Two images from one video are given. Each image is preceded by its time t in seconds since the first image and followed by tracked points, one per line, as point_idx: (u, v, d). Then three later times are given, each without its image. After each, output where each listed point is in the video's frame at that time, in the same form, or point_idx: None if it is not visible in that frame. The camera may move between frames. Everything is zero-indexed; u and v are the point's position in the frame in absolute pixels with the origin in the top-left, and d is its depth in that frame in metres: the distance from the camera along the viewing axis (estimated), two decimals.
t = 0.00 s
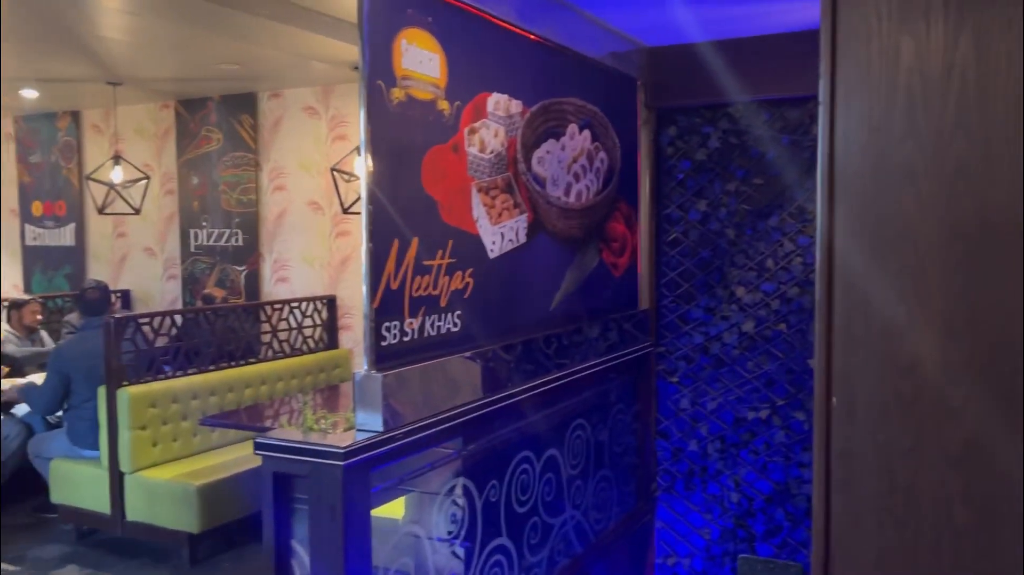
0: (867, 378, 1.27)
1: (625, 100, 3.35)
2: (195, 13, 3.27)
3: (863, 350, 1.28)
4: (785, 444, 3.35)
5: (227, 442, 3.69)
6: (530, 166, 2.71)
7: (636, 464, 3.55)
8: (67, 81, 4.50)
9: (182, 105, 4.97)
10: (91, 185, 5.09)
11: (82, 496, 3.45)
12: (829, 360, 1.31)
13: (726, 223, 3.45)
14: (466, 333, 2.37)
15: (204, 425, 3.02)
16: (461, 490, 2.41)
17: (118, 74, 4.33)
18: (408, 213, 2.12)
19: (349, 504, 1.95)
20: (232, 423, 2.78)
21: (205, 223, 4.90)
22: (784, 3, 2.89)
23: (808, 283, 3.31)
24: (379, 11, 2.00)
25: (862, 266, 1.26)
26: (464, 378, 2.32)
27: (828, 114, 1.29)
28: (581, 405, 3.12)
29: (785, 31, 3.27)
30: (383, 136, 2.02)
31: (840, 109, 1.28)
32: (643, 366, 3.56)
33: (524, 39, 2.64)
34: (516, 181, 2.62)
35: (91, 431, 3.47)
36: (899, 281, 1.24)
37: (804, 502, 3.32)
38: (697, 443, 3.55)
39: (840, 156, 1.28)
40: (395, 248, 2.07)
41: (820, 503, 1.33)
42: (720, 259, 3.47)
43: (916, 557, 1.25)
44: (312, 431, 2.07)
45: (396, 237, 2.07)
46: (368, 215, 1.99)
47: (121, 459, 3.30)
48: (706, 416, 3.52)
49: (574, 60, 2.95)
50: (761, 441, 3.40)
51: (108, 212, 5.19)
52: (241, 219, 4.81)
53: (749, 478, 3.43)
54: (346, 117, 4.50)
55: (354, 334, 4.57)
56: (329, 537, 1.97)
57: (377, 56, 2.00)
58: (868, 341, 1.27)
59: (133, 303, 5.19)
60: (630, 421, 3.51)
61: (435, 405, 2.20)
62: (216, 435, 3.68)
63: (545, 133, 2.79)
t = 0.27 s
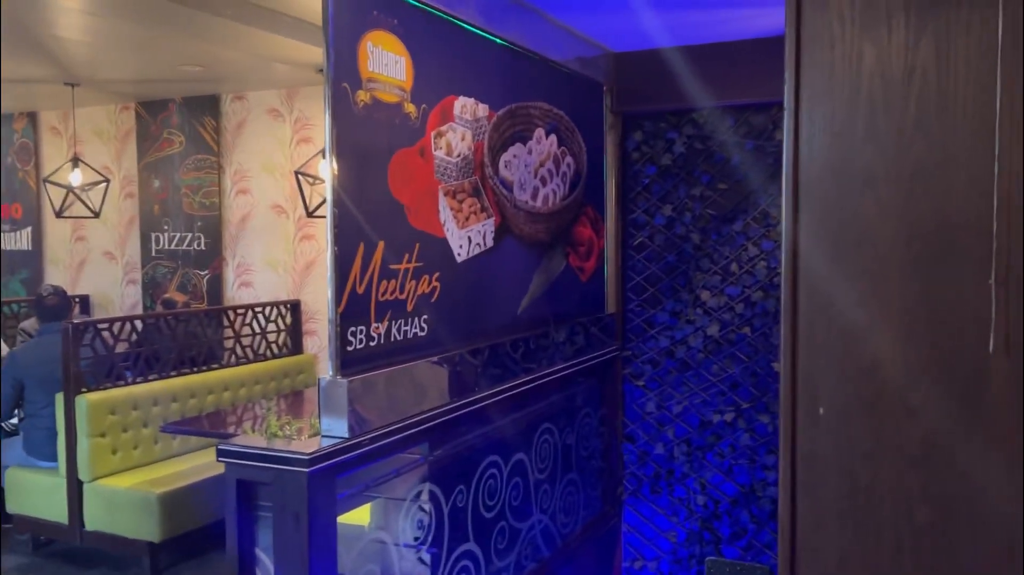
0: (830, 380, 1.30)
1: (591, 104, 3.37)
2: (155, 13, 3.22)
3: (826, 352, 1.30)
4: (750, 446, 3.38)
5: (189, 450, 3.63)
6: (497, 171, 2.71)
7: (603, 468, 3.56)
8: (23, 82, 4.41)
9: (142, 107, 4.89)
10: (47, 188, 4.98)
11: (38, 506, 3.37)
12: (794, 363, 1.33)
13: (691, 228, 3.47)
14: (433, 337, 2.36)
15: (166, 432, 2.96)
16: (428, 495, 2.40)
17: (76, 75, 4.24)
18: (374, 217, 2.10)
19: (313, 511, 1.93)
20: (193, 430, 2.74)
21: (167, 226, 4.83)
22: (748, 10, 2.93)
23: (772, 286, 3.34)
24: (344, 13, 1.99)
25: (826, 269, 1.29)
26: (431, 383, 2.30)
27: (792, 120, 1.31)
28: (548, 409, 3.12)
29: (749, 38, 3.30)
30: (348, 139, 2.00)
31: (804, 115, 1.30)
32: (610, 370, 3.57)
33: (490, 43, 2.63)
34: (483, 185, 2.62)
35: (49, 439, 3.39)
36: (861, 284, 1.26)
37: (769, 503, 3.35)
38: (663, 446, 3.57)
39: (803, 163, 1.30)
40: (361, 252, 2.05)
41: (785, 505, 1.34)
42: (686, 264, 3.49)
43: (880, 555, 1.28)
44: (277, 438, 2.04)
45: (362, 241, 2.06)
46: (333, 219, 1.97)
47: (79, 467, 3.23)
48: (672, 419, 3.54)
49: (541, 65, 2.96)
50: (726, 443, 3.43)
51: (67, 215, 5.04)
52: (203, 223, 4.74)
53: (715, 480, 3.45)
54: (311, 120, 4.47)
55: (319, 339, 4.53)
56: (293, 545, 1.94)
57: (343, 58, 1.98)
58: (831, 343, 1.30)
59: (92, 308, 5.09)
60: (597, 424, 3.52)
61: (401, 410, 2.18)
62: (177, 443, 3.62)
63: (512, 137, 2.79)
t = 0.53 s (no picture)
0: (818, 384, 1.31)
1: (575, 108, 3.37)
2: (135, 14, 3.19)
3: (813, 354, 1.31)
4: (732, 448, 3.40)
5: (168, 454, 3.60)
6: (482, 173, 2.71)
7: (586, 471, 3.56)
8: None
9: (122, 107, 4.84)
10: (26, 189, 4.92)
11: (16, 511, 3.33)
12: (782, 367, 1.34)
13: (674, 231, 3.49)
14: (417, 340, 2.35)
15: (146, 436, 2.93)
16: (412, 499, 2.39)
17: (54, 75, 4.20)
18: (359, 220, 2.09)
19: (297, 516, 1.92)
20: (174, 434, 2.71)
21: (147, 228, 4.79)
22: (730, 15, 2.94)
23: (754, 289, 3.36)
24: (329, 14, 1.98)
25: (812, 274, 1.30)
26: (415, 386, 2.30)
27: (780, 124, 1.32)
28: (532, 412, 3.12)
29: (731, 42, 3.31)
30: (332, 141, 1.99)
31: (791, 119, 1.31)
32: (593, 372, 3.58)
33: (474, 46, 2.63)
34: (467, 187, 2.61)
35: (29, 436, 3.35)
36: (848, 287, 1.27)
37: (751, 506, 3.37)
38: (646, 449, 3.57)
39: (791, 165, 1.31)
40: (345, 254, 2.04)
41: (774, 509, 1.35)
42: (668, 267, 3.51)
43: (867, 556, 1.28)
44: (260, 442, 2.03)
45: (346, 244, 2.05)
46: (318, 222, 1.96)
47: (58, 472, 3.19)
48: (655, 422, 3.55)
49: (525, 68, 2.96)
50: (709, 446, 3.44)
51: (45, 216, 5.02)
52: (184, 225, 4.70)
53: (697, 483, 3.47)
54: (292, 121, 4.45)
55: (301, 342, 4.50)
56: (277, 550, 1.92)
57: (328, 60, 1.97)
58: (818, 346, 1.31)
59: (70, 310, 5.04)
60: (580, 427, 3.52)
61: (385, 413, 2.17)
62: (157, 447, 3.59)
63: (496, 140, 2.78)
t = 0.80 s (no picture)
0: (832, 384, 1.30)
1: (583, 107, 3.37)
2: (144, 12, 3.19)
3: (827, 355, 1.30)
4: (740, 448, 3.39)
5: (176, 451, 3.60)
6: (490, 172, 2.70)
7: (593, 470, 3.55)
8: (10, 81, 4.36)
9: (131, 106, 4.85)
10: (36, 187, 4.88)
11: (24, 508, 3.33)
12: (796, 368, 1.33)
13: (682, 230, 3.48)
14: (426, 339, 2.35)
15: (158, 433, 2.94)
16: (420, 498, 2.39)
17: (63, 74, 4.21)
18: (368, 218, 2.09)
19: (306, 514, 1.92)
20: (182, 432, 2.71)
21: (155, 227, 4.80)
22: (741, 13, 2.93)
23: (763, 289, 3.35)
24: (338, 13, 1.98)
25: (827, 275, 1.29)
26: (423, 385, 2.29)
27: (795, 122, 1.31)
28: (540, 412, 3.12)
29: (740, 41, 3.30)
30: (342, 139, 1.99)
31: (806, 117, 1.30)
32: (601, 372, 3.57)
33: (484, 44, 2.63)
34: (476, 186, 2.61)
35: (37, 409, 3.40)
36: (862, 287, 1.27)
37: (760, 506, 3.36)
38: (654, 449, 3.57)
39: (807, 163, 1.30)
40: (354, 253, 2.04)
41: (786, 509, 1.34)
42: (677, 266, 3.50)
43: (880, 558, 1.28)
44: (268, 440, 2.03)
45: (356, 243, 2.04)
46: (327, 220, 1.96)
47: (66, 469, 3.20)
48: (663, 422, 3.54)
49: (534, 67, 2.95)
50: (717, 446, 3.43)
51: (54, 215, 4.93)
52: (192, 223, 4.71)
53: (705, 483, 3.46)
54: (301, 120, 4.45)
55: (309, 341, 4.50)
56: (286, 548, 1.92)
57: (337, 58, 1.97)
58: (832, 346, 1.30)
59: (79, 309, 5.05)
60: (588, 427, 3.51)
61: (393, 412, 2.17)
62: (165, 444, 3.59)
63: (505, 139, 2.78)
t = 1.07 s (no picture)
0: (883, 380, 1.10)
1: (621, 102, 3.34)
2: (184, 8, 3.22)
3: (878, 346, 1.11)
4: (779, 448, 3.34)
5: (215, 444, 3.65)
6: (528, 167, 2.69)
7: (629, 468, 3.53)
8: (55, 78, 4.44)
9: (172, 102, 4.91)
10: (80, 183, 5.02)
11: (68, 497, 3.40)
12: (843, 367, 1.14)
13: (721, 226, 3.44)
14: (462, 335, 2.35)
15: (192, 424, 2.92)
16: (456, 493, 2.39)
17: (106, 71, 4.27)
18: (406, 213, 2.09)
19: (344, 508, 1.92)
20: (221, 424, 2.74)
21: (195, 222, 4.86)
22: (784, 5, 2.88)
23: (804, 286, 3.30)
24: (377, 8, 1.98)
25: (876, 262, 1.09)
26: (460, 380, 2.29)
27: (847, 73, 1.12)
28: (576, 409, 3.10)
29: (782, 34, 3.24)
30: (380, 134, 1.99)
31: (860, 66, 1.10)
32: (637, 369, 3.55)
33: (522, 39, 2.61)
34: (513, 181, 2.60)
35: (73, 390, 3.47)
36: (919, 266, 1.06)
37: (798, 506, 3.31)
38: (691, 447, 3.53)
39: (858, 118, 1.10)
40: (393, 248, 2.04)
41: (832, 515, 1.16)
42: (715, 263, 3.46)
43: None
44: (307, 434, 2.04)
45: (394, 238, 2.05)
46: (365, 215, 1.96)
47: (109, 460, 3.25)
48: (700, 420, 3.51)
49: (572, 61, 2.94)
50: (755, 445, 3.38)
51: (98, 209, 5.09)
52: (232, 218, 4.76)
53: (743, 483, 3.41)
54: (338, 116, 4.48)
55: (345, 336, 4.53)
56: (324, 542, 1.93)
57: (376, 53, 1.97)
58: (882, 335, 1.10)
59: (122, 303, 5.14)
60: (623, 424, 3.49)
61: (430, 407, 2.17)
62: (205, 436, 3.64)
63: (542, 133, 2.76)
